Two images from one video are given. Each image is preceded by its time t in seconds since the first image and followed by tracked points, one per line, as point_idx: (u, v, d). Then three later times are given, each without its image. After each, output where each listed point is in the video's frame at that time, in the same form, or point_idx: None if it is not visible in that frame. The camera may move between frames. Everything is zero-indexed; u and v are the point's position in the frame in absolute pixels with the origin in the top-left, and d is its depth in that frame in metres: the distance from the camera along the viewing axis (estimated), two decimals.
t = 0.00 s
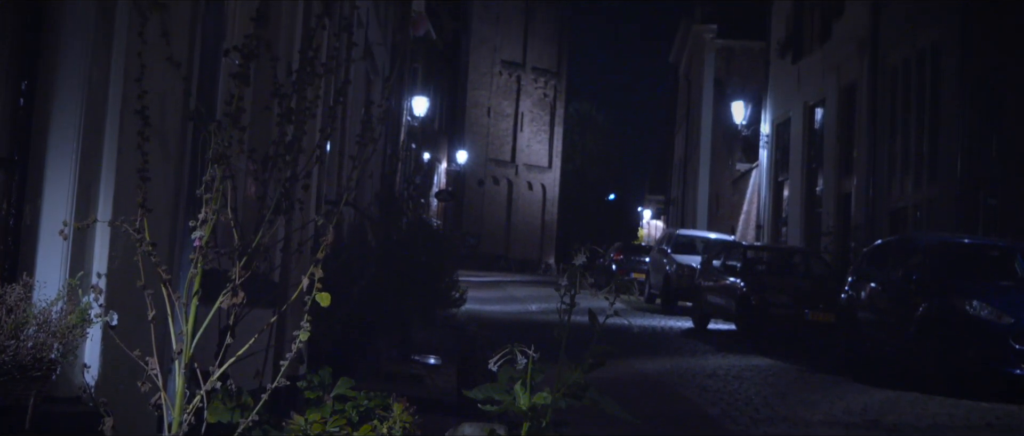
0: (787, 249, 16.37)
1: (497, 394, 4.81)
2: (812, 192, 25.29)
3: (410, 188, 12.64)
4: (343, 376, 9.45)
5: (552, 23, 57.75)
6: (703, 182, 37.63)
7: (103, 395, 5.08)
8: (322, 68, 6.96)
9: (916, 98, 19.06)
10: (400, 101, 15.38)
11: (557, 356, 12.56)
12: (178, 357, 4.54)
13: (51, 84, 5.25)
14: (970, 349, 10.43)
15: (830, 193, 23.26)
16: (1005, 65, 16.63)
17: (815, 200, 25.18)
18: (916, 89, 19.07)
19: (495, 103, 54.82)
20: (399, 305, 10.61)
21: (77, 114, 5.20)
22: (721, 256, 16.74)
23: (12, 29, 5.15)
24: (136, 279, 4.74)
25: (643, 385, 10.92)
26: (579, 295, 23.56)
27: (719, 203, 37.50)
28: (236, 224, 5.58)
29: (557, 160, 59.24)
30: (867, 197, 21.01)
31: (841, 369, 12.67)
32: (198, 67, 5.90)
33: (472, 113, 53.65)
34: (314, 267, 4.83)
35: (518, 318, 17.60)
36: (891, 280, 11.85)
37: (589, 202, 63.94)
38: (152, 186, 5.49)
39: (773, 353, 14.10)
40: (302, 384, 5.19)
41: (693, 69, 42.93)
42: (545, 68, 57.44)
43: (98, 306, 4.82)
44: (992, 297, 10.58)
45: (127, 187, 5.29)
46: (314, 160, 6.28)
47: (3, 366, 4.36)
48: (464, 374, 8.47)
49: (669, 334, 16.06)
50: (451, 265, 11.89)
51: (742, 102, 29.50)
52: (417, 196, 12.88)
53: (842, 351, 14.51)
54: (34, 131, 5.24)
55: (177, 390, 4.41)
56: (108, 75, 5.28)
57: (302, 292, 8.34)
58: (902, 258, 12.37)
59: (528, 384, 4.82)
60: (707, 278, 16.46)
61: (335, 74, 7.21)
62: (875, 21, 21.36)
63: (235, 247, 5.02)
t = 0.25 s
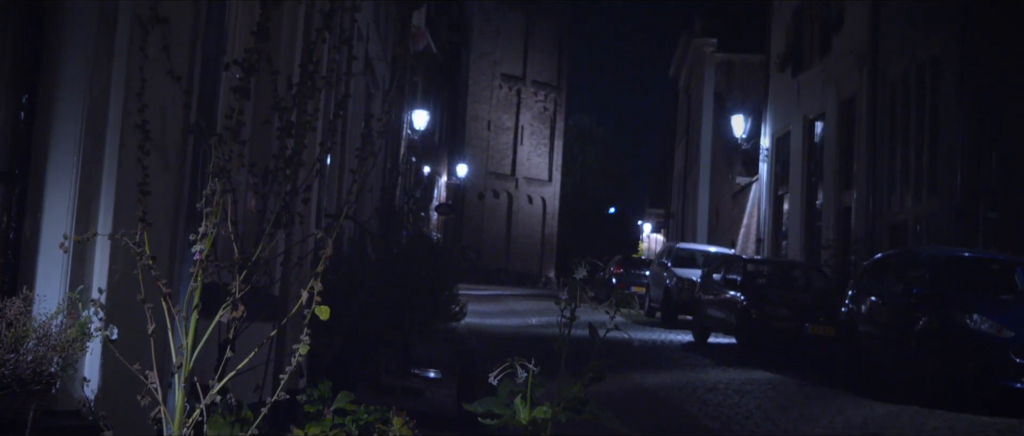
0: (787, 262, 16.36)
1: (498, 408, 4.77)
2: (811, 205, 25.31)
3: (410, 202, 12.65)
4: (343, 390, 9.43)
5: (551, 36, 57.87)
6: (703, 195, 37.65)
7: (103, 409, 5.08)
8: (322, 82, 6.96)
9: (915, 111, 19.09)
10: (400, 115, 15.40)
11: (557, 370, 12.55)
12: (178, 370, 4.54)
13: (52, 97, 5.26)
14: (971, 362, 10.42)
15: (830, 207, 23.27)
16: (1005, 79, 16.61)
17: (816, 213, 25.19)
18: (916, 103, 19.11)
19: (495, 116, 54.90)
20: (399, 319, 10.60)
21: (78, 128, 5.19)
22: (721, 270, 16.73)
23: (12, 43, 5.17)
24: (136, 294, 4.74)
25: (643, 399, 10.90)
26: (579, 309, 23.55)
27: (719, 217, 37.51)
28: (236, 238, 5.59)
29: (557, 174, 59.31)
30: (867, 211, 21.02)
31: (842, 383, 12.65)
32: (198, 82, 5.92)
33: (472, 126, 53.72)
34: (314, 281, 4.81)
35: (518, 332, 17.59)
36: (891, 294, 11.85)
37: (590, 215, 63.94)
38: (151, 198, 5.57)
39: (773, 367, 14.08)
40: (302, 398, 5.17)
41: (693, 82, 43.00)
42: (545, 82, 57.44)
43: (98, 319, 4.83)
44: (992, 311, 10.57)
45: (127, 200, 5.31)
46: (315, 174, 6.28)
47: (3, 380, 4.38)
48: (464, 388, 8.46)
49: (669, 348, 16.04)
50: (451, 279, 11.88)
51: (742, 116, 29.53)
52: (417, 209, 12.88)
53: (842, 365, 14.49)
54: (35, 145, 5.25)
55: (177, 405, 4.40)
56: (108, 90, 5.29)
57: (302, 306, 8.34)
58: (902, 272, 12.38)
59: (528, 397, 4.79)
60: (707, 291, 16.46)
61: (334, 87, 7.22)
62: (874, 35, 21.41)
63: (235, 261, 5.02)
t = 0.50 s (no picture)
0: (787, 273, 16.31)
1: (497, 419, 4.75)
2: (811, 217, 25.32)
3: (410, 213, 12.66)
4: (343, 402, 9.43)
5: (551, 48, 57.99)
6: (703, 206, 37.64)
7: (102, 420, 5.08)
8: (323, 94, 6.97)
9: (915, 123, 19.13)
10: (400, 126, 15.42)
11: (557, 381, 12.53)
12: (178, 382, 4.53)
13: (53, 109, 5.27)
14: (972, 374, 10.41)
15: (830, 219, 23.28)
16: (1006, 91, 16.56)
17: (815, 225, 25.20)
18: (915, 115, 19.16)
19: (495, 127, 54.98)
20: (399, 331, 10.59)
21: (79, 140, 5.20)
22: (720, 282, 16.73)
23: (13, 55, 5.16)
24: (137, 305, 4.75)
25: (644, 411, 10.88)
26: (579, 321, 23.52)
27: (719, 228, 37.53)
28: (236, 249, 5.60)
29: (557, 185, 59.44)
30: (867, 223, 21.02)
31: (842, 395, 12.64)
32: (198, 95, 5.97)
33: (472, 138, 53.79)
34: (314, 293, 4.81)
35: (518, 343, 17.56)
36: (891, 305, 11.85)
37: (590, 226, 63.96)
38: (152, 210, 5.59)
39: (774, 379, 14.05)
40: (301, 410, 5.16)
41: (693, 94, 43.07)
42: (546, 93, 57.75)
43: (98, 330, 4.84)
44: (992, 322, 10.59)
45: (127, 211, 5.32)
46: (315, 185, 6.28)
47: (3, 391, 4.35)
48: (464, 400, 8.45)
49: (669, 360, 16.03)
50: (451, 290, 11.88)
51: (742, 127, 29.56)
52: (417, 221, 12.89)
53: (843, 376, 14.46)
54: (36, 156, 5.25)
55: (177, 417, 4.39)
56: (108, 102, 5.32)
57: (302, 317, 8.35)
58: (902, 283, 12.40)
59: (528, 409, 4.77)
60: (707, 303, 16.45)
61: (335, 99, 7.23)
62: (874, 47, 21.45)
63: (235, 272, 5.03)
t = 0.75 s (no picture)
0: (788, 285, 16.28)
1: (496, 432, 4.73)
2: (811, 229, 25.33)
3: (410, 225, 12.66)
4: (344, 415, 9.43)
5: (551, 60, 58.11)
6: (703, 219, 37.67)
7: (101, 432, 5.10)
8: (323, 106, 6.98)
9: (914, 135, 19.15)
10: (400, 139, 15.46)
11: (557, 394, 12.52)
12: (177, 395, 4.53)
13: (53, 121, 5.27)
14: (972, 387, 10.39)
15: (830, 231, 23.29)
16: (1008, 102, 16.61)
17: (815, 237, 25.21)
18: (915, 128, 19.18)
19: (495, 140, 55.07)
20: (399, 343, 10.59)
21: (78, 151, 5.21)
22: (720, 294, 16.73)
23: (13, 67, 5.15)
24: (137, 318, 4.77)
25: (643, 423, 10.87)
26: (579, 333, 23.50)
27: (719, 241, 37.55)
28: (236, 262, 5.62)
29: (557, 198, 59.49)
30: (866, 235, 21.03)
31: (843, 408, 12.62)
32: (198, 109, 6.02)
33: (472, 150, 53.87)
34: (314, 305, 4.82)
35: (519, 356, 17.55)
36: (890, 318, 11.86)
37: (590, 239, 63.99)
38: (152, 223, 5.62)
39: (774, 392, 14.03)
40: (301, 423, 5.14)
41: (692, 106, 43.14)
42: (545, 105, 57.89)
43: (97, 343, 4.85)
44: (993, 335, 10.55)
45: (127, 224, 5.35)
46: (314, 198, 6.29)
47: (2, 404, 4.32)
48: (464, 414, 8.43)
49: (669, 372, 16.01)
50: (451, 303, 11.88)
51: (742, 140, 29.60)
52: (417, 233, 12.90)
53: (843, 389, 14.43)
54: (35, 169, 5.25)
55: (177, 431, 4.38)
56: (108, 114, 5.34)
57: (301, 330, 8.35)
58: (902, 295, 12.38)
59: (527, 422, 4.76)
60: (707, 315, 16.45)
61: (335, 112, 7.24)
62: (873, 60, 21.48)
63: (235, 285, 5.04)
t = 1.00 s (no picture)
0: (787, 298, 16.24)
1: None
2: (811, 242, 25.32)
3: (410, 238, 12.66)
4: (344, 428, 9.42)
5: (551, 73, 58.25)
6: (703, 231, 37.68)
7: None
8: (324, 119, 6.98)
9: (914, 148, 19.17)
10: (400, 151, 15.46)
11: (558, 407, 12.50)
12: (177, 407, 4.53)
13: (54, 133, 5.27)
14: (972, 401, 10.36)
15: (830, 244, 23.29)
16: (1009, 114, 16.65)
17: (815, 250, 25.20)
18: (915, 140, 19.19)
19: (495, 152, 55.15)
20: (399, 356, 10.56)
21: (79, 164, 5.21)
22: (720, 307, 16.71)
23: (13, 81, 5.14)
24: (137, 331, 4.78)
25: None
26: (579, 345, 23.46)
27: (719, 253, 37.53)
28: (235, 274, 5.63)
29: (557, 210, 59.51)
30: (866, 247, 21.03)
31: (844, 423, 12.58)
32: (199, 121, 6.06)
33: (472, 163, 53.92)
34: (314, 319, 4.82)
35: (519, 369, 17.52)
36: (891, 331, 11.86)
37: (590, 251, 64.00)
38: (152, 235, 5.64)
39: (774, 405, 14.00)
40: None
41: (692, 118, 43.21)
42: (545, 118, 58.00)
43: (97, 355, 4.84)
44: (993, 348, 10.49)
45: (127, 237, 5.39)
46: (315, 210, 6.30)
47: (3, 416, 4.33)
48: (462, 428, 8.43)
49: (669, 385, 15.99)
50: (451, 316, 11.87)
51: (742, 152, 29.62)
52: (417, 246, 12.89)
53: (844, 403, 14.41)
54: (35, 181, 5.24)
55: None
56: (108, 127, 5.36)
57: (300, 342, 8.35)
58: (902, 308, 12.38)
59: None
60: (707, 328, 16.42)
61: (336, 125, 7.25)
62: (872, 72, 21.52)
63: (235, 298, 5.05)
